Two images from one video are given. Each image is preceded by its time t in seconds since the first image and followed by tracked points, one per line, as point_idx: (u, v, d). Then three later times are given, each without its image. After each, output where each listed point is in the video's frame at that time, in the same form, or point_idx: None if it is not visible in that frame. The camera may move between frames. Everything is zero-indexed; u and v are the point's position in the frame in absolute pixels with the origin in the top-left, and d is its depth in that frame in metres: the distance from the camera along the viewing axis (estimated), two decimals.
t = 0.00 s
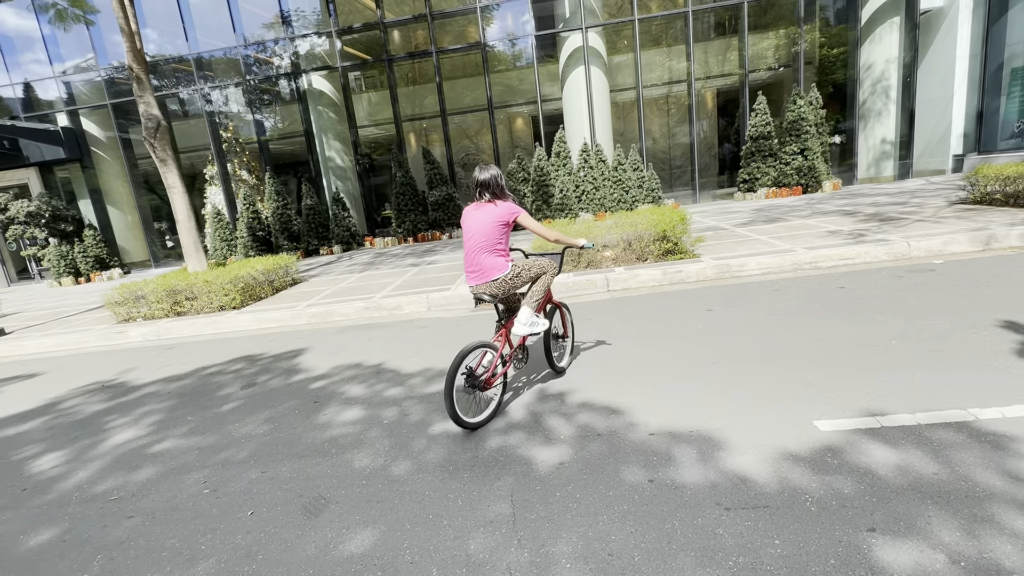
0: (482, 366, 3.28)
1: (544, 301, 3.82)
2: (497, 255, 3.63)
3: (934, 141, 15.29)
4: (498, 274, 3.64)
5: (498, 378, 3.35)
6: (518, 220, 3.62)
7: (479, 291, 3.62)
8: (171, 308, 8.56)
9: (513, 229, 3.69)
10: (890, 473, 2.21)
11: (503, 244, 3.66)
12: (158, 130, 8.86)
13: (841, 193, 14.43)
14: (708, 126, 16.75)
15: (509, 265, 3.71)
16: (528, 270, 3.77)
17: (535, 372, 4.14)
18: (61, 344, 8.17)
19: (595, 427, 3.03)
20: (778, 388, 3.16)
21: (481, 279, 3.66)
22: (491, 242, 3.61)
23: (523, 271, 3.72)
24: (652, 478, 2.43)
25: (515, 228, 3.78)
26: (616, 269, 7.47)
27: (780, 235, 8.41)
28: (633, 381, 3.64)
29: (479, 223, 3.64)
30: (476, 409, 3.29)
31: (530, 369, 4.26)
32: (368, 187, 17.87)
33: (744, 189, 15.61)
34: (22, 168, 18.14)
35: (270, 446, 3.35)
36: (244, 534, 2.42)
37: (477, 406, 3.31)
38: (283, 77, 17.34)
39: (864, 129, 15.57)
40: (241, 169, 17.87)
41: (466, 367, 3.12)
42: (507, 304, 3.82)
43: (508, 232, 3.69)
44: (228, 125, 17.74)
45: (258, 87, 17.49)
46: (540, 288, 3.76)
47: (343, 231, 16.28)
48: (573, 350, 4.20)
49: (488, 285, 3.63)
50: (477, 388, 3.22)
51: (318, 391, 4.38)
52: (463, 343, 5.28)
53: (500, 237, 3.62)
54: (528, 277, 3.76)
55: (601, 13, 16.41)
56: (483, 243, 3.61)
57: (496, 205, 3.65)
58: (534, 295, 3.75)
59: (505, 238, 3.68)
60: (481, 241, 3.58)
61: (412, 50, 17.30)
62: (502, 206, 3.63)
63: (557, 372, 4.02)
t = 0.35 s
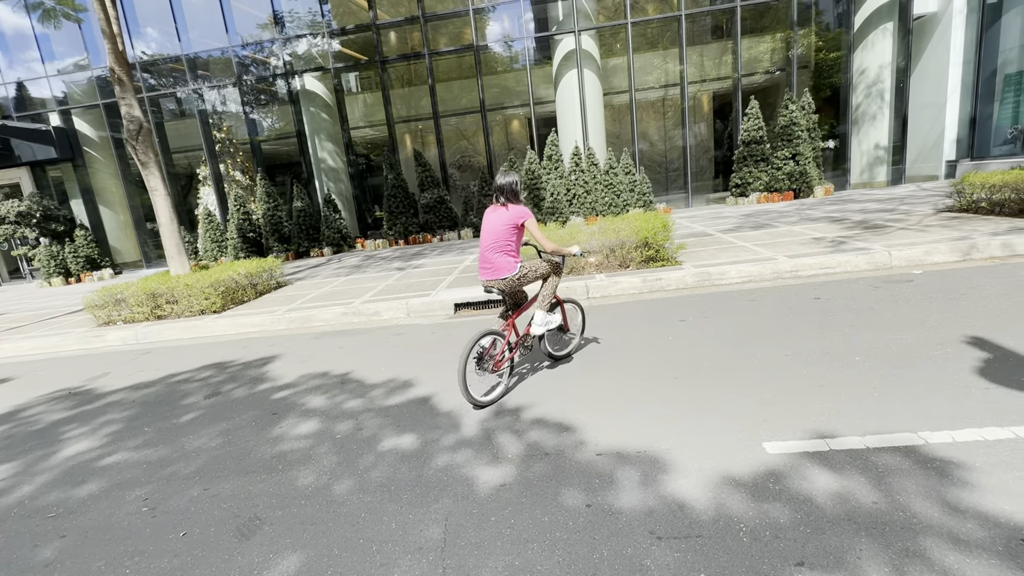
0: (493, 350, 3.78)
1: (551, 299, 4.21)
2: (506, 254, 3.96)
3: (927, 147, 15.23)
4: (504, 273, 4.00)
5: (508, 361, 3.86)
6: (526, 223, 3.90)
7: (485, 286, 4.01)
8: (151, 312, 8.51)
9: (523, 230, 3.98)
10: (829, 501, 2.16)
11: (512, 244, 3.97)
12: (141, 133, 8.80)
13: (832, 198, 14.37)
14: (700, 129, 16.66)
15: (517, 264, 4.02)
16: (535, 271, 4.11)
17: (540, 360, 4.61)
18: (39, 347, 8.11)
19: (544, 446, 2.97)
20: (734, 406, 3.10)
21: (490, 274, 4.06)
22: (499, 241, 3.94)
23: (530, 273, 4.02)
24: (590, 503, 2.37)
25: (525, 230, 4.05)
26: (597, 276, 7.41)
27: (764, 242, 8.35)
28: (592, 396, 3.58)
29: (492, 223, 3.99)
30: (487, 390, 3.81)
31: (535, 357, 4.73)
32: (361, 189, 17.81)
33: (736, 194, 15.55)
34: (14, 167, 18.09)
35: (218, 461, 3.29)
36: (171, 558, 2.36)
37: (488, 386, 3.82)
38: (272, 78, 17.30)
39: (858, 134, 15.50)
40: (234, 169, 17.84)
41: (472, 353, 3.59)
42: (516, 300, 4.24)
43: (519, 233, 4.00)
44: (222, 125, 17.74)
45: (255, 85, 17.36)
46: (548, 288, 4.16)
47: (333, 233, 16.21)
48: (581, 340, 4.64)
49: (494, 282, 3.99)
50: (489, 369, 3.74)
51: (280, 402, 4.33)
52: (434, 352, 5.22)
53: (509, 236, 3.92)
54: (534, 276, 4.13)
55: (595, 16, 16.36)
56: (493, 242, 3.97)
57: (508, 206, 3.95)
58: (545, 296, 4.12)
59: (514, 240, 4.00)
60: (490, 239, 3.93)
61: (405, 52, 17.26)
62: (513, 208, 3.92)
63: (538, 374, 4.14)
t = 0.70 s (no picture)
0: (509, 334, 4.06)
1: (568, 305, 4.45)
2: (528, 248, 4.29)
3: (918, 147, 15.16)
4: (526, 266, 4.34)
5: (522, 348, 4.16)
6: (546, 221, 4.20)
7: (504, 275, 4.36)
8: (122, 314, 8.27)
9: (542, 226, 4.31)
10: (785, 531, 2.01)
11: (533, 239, 4.29)
12: (111, 130, 8.58)
13: (821, 198, 14.27)
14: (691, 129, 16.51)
15: (537, 257, 4.37)
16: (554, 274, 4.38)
17: (554, 345, 4.88)
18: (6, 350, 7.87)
19: (495, 464, 2.80)
20: (698, 420, 2.95)
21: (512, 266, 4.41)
22: (519, 236, 4.24)
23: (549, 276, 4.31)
24: (531, 530, 2.20)
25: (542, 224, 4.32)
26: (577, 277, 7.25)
27: (748, 243, 8.22)
28: (554, 408, 3.42)
29: (513, 220, 4.27)
30: (500, 369, 4.11)
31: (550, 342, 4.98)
32: (348, 188, 17.57)
33: (726, 193, 15.42)
34: None
35: (154, 479, 3.10)
36: None
37: (502, 365, 4.12)
38: (256, 75, 16.95)
39: (848, 133, 15.37)
40: (219, 168, 17.49)
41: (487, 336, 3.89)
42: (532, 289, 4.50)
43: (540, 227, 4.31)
44: (207, 122, 17.39)
45: (241, 81, 17.05)
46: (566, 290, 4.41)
47: (319, 233, 15.98)
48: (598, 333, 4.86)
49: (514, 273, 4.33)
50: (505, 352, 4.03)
51: (234, 411, 4.14)
52: (402, 357, 5.05)
53: (531, 232, 4.23)
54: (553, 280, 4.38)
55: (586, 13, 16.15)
56: (515, 236, 4.28)
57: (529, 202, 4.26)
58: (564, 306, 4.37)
59: (535, 235, 4.29)
60: (512, 234, 4.23)
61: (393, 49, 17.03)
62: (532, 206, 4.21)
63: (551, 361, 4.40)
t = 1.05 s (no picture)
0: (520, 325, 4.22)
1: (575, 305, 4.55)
2: (543, 242, 4.34)
3: (895, 146, 15.27)
4: (541, 259, 4.39)
5: (531, 338, 4.34)
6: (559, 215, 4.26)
7: (520, 269, 4.43)
8: (81, 320, 7.97)
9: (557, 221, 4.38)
10: (721, 561, 1.90)
11: (547, 233, 4.37)
12: (69, 130, 8.26)
13: (801, 197, 14.29)
14: (673, 127, 16.46)
15: (552, 251, 4.42)
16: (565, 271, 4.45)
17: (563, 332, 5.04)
18: None
19: (435, 485, 2.67)
20: (649, 434, 2.83)
21: (528, 260, 4.45)
22: (533, 231, 4.32)
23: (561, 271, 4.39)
24: (459, 561, 2.06)
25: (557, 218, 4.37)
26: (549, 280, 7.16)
27: (723, 243, 8.16)
28: (505, 420, 3.29)
29: (528, 215, 4.35)
30: (510, 354, 4.30)
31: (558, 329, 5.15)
32: (327, 187, 17.26)
33: (707, 191, 15.39)
34: None
35: (77, 505, 2.91)
36: None
37: (512, 350, 4.32)
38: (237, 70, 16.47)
39: (828, 131, 15.40)
40: (196, 166, 17.13)
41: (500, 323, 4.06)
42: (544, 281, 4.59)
43: (554, 222, 4.37)
44: (183, 119, 16.96)
45: (223, 76, 16.57)
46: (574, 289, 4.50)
47: (297, 233, 15.66)
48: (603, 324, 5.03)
49: (528, 267, 4.40)
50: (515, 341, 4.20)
51: (178, 426, 3.95)
52: (361, 365, 4.88)
53: (546, 227, 4.29)
54: (562, 275, 4.47)
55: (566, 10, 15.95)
56: (529, 231, 4.37)
57: (544, 199, 4.33)
58: (569, 305, 4.47)
59: (550, 229, 4.34)
60: (525, 229, 4.32)
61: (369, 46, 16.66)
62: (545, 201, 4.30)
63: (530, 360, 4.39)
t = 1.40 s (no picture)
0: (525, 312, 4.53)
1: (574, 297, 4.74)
2: (544, 233, 4.56)
3: (865, 142, 15.50)
4: (544, 250, 4.62)
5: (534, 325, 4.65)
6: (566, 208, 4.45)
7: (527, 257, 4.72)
8: (29, 325, 7.66)
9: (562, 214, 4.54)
10: None
11: (550, 226, 4.57)
12: (12, 127, 7.88)
13: (772, 193, 14.44)
14: (647, 123, 16.45)
15: (555, 243, 4.59)
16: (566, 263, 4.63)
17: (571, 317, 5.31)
18: None
19: (358, 499, 2.58)
20: (583, 442, 2.77)
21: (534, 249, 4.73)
22: (538, 222, 4.54)
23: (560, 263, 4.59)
24: None
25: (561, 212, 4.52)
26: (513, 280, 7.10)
27: (689, 241, 8.18)
28: (443, 427, 3.20)
29: (535, 207, 4.60)
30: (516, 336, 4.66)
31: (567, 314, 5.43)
32: (299, 184, 16.90)
33: (681, 188, 15.45)
34: None
35: None
36: None
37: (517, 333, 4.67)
38: (203, 63, 15.98)
39: (798, 128, 15.58)
40: (164, 163, 16.57)
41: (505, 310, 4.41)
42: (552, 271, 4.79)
43: (558, 216, 4.53)
44: (149, 114, 16.34)
45: (191, 70, 16.06)
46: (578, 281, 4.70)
47: (267, 232, 15.30)
48: (609, 313, 5.26)
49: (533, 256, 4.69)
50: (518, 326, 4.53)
51: (108, 439, 3.78)
52: (310, 371, 4.74)
53: (546, 220, 4.51)
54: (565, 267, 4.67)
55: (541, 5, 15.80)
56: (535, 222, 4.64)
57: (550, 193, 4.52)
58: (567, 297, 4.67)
59: (552, 222, 4.54)
60: (530, 220, 4.60)
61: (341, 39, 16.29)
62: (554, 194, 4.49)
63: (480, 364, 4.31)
